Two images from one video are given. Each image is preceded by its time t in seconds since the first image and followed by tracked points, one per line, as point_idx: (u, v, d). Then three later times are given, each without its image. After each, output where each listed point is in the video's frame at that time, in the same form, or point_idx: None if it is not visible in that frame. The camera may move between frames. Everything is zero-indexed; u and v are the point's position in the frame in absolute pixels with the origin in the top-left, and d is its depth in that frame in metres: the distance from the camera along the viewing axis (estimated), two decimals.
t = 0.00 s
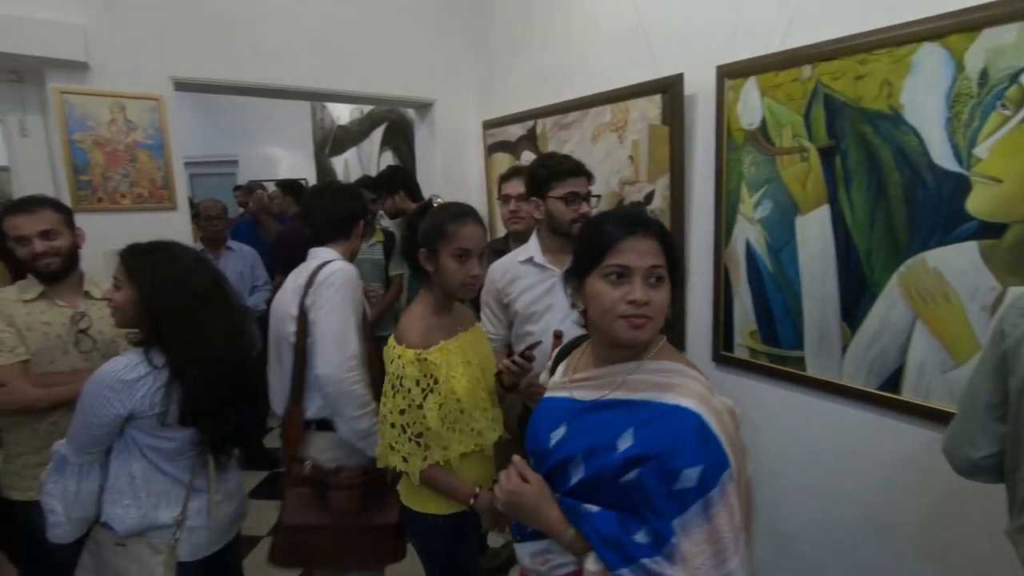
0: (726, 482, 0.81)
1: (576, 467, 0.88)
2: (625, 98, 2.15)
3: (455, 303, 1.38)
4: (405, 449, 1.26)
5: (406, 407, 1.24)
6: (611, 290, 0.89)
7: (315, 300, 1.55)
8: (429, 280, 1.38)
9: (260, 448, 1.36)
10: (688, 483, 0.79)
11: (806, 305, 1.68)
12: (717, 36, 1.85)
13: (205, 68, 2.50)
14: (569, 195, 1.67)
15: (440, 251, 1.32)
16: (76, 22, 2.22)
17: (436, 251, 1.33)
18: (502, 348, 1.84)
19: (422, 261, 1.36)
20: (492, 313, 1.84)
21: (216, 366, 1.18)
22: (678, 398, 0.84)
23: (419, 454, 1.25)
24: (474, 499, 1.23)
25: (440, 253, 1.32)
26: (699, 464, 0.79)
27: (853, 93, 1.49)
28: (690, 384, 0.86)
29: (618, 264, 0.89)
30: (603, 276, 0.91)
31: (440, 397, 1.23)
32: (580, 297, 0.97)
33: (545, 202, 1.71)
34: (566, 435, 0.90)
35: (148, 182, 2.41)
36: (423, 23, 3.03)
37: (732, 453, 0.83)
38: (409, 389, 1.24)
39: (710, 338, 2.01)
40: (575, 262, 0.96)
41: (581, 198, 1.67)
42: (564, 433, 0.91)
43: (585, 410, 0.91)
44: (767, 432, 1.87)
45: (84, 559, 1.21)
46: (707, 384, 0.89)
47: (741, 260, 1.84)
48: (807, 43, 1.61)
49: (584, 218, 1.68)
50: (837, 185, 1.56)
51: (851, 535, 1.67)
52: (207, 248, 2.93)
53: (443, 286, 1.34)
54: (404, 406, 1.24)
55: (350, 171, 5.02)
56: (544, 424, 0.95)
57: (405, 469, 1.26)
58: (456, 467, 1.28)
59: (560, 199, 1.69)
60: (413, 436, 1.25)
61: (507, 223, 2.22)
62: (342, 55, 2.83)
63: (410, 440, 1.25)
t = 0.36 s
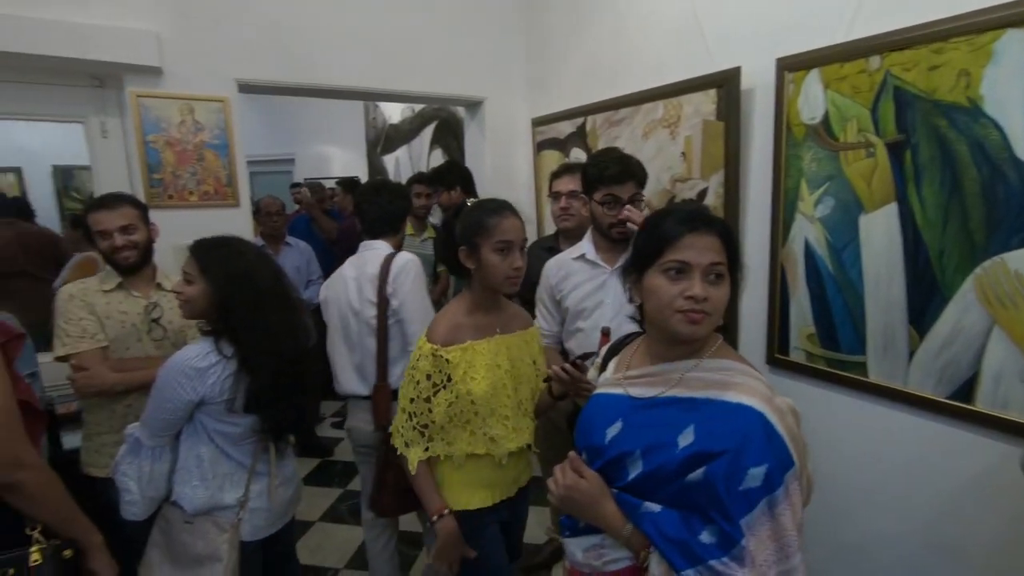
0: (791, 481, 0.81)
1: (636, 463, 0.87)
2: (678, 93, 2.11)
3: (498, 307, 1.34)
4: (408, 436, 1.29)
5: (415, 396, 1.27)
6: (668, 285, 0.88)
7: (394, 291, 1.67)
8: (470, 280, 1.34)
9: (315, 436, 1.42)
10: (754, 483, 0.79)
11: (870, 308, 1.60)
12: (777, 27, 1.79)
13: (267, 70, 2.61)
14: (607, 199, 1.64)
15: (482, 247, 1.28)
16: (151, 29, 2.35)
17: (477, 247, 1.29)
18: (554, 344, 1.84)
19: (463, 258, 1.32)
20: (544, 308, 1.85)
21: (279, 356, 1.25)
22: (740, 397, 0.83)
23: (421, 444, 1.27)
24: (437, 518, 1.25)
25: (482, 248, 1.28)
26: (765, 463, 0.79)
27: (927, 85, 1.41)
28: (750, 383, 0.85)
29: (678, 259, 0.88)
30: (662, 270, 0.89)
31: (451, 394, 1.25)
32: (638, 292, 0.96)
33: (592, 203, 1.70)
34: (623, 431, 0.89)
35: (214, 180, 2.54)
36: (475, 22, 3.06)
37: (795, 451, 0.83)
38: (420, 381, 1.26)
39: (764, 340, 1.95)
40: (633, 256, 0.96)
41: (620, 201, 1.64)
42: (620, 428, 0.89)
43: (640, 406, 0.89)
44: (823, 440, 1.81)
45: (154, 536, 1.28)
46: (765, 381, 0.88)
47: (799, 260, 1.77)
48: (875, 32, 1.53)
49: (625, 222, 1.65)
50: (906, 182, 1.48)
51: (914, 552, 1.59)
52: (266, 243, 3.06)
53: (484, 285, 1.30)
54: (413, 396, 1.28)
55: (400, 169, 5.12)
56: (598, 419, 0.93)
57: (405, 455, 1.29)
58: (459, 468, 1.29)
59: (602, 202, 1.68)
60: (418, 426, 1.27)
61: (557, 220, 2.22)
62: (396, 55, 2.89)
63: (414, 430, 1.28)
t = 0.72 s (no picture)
0: (837, 477, 0.79)
1: (678, 468, 0.88)
2: (718, 91, 2.08)
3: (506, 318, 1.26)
4: (445, 486, 1.11)
5: (451, 440, 1.10)
6: (706, 285, 0.89)
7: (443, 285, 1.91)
8: (487, 290, 1.21)
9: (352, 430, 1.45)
10: (797, 480, 0.78)
11: (919, 312, 1.54)
12: (823, 22, 1.74)
13: (311, 72, 2.68)
14: (643, 199, 1.62)
15: (516, 252, 1.19)
16: (202, 33, 2.44)
17: (510, 253, 1.19)
18: (591, 343, 1.85)
19: (488, 265, 1.19)
20: (583, 307, 1.86)
21: (330, 351, 1.33)
22: (779, 395, 0.83)
23: (461, 493, 1.11)
24: (519, 558, 1.11)
25: (516, 253, 1.19)
26: (807, 460, 0.78)
27: (984, 80, 1.35)
28: (788, 379, 0.85)
29: (715, 260, 0.88)
30: (698, 271, 0.90)
31: (487, 427, 1.12)
32: (673, 292, 0.97)
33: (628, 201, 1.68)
34: (664, 436, 0.91)
35: (259, 179, 2.63)
36: (512, 21, 3.07)
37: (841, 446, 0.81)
38: (456, 419, 1.09)
39: (806, 343, 1.90)
40: (665, 257, 0.96)
41: (656, 201, 1.61)
42: (661, 434, 0.91)
43: (679, 410, 0.91)
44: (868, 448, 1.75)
45: (205, 523, 1.34)
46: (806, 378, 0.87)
47: (844, 262, 1.72)
48: (928, 26, 1.47)
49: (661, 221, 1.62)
50: (961, 181, 1.41)
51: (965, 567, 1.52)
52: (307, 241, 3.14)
53: (510, 295, 1.21)
54: (449, 439, 1.10)
55: (436, 168, 5.18)
56: (639, 426, 0.95)
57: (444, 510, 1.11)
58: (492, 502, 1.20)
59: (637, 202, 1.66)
60: (457, 472, 1.11)
61: (594, 219, 2.22)
62: (434, 55, 2.93)
63: (452, 478, 1.11)
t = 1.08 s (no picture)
0: (959, 525, 0.73)
1: (773, 489, 0.82)
2: (751, 91, 2.04)
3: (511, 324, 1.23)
4: (505, 501, 1.11)
5: (502, 455, 1.08)
6: (803, 294, 0.84)
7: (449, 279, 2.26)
8: (500, 291, 1.17)
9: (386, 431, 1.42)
10: (917, 524, 0.72)
11: (962, 318, 1.49)
12: (861, 20, 1.69)
13: (340, 77, 2.72)
14: (671, 195, 1.58)
15: (538, 256, 1.17)
16: (236, 40, 2.50)
17: (533, 255, 1.16)
18: (618, 346, 1.84)
19: (511, 267, 1.14)
20: (610, 310, 1.84)
21: (365, 351, 1.36)
22: (898, 426, 0.77)
23: (526, 501, 1.11)
24: (583, 473, 1.19)
25: (537, 256, 1.17)
26: (930, 504, 0.72)
27: None
28: (908, 411, 0.78)
29: (814, 267, 0.83)
30: (799, 278, 0.85)
31: (526, 437, 1.11)
32: (772, 299, 0.92)
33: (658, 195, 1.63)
34: (756, 452, 0.84)
35: (290, 182, 2.67)
36: (539, 23, 3.07)
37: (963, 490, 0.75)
38: (504, 434, 1.07)
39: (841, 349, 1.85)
40: (768, 262, 0.92)
41: (683, 198, 1.57)
42: (752, 448, 0.85)
43: (777, 425, 0.84)
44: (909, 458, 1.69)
45: (241, 522, 1.36)
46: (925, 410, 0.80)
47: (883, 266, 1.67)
48: (973, 22, 1.42)
49: (686, 219, 1.58)
50: (1008, 183, 1.35)
51: None
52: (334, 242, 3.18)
53: (520, 299, 1.19)
54: (500, 455, 1.08)
55: (462, 169, 5.21)
56: (724, 436, 0.88)
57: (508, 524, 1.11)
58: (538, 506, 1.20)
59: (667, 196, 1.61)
60: (512, 486, 1.10)
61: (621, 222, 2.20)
62: (462, 58, 2.94)
63: (510, 491, 1.10)
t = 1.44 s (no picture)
0: None
1: (893, 523, 0.75)
2: (770, 91, 2.01)
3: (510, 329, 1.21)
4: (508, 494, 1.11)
5: (499, 455, 1.08)
6: (921, 301, 0.75)
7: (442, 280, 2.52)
8: (497, 295, 1.15)
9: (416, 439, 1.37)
10: None
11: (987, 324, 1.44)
12: (885, 19, 1.66)
13: (355, 79, 2.73)
14: (696, 194, 1.53)
15: (538, 265, 1.15)
16: (252, 43, 2.52)
17: (534, 263, 1.14)
18: (631, 348, 1.82)
19: (509, 273, 1.12)
20: (624, 311, 1.83)
21: (382, 351, 1.36)
22: None
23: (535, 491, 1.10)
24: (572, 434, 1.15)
25: (538, 265, 1.14)
26: None
27: None
28: None
29: (934, 272, 0.75)
30: (913, 284, 0.77)
31: (523, 435, 1.10)
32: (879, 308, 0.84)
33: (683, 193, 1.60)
34: (862, 479, 0.78)
35: (305, 185, 2.69)
36: (554, 25, 3.06)
37: None
38: (499, 436, 1.07)
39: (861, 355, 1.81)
40: (875, 266, 0.84)
41: (709, 198, 1.52)
42: (858, 473, 0.78)
43: (886, 449, 0.78)
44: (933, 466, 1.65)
45: (257, 521, 1.37)
46: None
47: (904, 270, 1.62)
48: (1001, 20, 1.38)
49: (709, 219, 1.54)
50: None
51: None
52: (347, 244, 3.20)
53: (516, 306, 1.16)
54: (496, 454, 1.08)
55: (474, 171, 5.21)
56: (821, 460, 0.82)
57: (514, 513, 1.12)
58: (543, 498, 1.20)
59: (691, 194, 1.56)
60: (510, 482, 1.10)
61: (626, 224, 2.15)
62: (476, 60, 2.94)
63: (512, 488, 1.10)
